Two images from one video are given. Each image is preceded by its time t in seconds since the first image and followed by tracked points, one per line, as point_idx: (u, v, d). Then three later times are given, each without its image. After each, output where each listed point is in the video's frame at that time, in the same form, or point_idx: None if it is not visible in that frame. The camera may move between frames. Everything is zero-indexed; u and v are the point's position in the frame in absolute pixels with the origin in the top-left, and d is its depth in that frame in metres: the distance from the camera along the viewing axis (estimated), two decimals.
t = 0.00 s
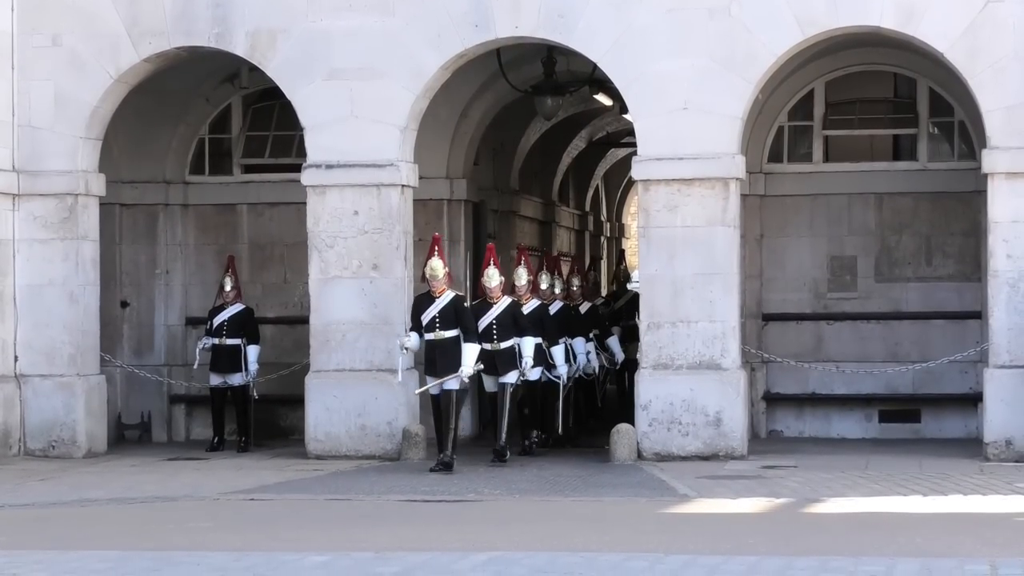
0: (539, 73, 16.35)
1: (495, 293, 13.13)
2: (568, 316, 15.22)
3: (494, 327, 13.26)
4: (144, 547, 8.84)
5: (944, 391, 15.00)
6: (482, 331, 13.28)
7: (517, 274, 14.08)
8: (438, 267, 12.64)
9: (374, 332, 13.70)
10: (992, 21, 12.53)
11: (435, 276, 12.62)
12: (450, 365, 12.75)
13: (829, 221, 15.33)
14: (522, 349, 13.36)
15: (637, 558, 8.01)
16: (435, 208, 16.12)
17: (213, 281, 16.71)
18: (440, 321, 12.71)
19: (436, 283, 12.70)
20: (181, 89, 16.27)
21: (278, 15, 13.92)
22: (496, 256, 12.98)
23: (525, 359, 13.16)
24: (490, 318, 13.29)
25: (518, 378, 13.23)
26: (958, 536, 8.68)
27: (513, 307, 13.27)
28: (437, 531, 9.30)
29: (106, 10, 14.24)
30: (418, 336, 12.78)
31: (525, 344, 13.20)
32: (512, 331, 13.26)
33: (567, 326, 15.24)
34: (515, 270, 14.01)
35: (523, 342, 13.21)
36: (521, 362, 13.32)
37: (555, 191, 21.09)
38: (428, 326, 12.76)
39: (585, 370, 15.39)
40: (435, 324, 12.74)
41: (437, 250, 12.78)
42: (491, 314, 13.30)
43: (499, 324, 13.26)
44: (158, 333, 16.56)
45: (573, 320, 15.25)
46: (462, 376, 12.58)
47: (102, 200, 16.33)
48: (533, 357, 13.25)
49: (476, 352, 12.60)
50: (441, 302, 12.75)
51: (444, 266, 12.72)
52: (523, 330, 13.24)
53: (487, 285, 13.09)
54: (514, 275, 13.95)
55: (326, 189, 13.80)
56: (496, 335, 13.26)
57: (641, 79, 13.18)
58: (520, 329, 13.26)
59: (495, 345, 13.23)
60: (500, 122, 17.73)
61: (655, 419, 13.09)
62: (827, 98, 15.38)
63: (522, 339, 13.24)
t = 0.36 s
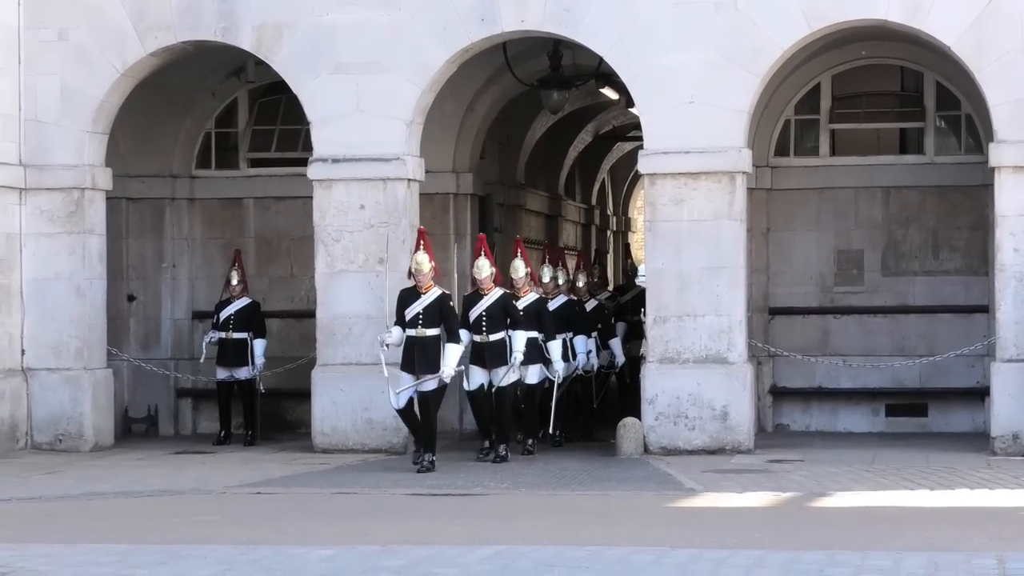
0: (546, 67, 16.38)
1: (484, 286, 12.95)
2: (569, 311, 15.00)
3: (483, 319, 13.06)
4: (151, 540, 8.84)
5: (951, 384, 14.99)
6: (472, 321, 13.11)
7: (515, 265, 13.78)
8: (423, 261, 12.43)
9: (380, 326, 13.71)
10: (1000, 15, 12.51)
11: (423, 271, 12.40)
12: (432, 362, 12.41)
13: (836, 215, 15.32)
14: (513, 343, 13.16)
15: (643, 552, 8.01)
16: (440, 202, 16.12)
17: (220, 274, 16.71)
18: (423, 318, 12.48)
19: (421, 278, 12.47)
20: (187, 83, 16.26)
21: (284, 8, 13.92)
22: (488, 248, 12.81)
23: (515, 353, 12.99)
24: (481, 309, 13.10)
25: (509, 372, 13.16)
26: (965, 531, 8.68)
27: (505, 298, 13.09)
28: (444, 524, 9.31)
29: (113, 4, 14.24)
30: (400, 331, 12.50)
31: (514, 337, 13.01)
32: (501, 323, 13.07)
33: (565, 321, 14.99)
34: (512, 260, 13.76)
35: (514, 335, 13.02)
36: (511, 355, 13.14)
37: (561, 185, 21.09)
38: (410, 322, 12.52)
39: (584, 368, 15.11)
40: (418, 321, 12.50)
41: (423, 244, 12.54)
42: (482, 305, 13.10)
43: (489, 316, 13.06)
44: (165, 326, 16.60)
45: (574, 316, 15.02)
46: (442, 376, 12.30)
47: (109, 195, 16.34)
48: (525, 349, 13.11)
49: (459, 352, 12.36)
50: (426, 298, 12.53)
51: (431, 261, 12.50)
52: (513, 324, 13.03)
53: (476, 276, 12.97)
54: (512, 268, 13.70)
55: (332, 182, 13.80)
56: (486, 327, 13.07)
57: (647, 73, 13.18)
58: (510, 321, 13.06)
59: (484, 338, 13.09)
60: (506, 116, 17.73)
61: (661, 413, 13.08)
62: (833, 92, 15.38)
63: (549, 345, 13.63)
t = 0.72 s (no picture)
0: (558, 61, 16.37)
1: (467, 284, 12.62)
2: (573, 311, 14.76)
3: (467, 319, 12.73)
4: (163, 533, 8.86)
5: (963, 379, 14.98)
6: (457, 321, 12.78)
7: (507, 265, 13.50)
8: (397, 258, 12.07)
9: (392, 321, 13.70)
10: (1012, 8, 12.48)
11: (395, 267, 12.01)
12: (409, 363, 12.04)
13: (848, 209, 15.30)
14: (496, 344, 12.71)
15: (655, 546, 8.02)
16: (451, 197, 16.12)
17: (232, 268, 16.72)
18: (400, 316, 12.05)
19: (394, 275, 12.06)
20: (199, 78, 16.27)
21: (296, 3, 13.92)
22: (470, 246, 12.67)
23: (498, 353, 12.63)
24: (465, 308, 12.76)
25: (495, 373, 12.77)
26: (977, 525, 8.67)
27: (487, 299, 12.75)
28: (456, 518, 9.32)
29: None
30: (378, 332, 12.14)
31: (499, 338, 12.63)
32: (485, 323, 12.72)
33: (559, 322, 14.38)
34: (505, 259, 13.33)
35: (498, 336, 12.63)
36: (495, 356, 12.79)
37: (572, 180, 21.07)
38: (387, 321, 12.11)
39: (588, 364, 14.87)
40: (393, 318, 12.08)
41: (398, 241, 12.21)
42: (467, 304, 12.77)
43: (474, 316, 12.73)
44: (178, 320, 16.61)
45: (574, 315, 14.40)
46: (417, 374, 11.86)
47: (121, 189, 16.36)
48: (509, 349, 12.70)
49: (434, 349, 11.88)
50: (400, 296, 12.09)
51: (405, 260, 12.12)
52: (497, 325, 12.67)
53: (460, 276, 12.65)
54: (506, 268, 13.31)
55: (344, 177, 13.80)
56: (470, 327, 12.73)
57: (659, 67, 13.17)
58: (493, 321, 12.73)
59: (468, 340, 12.73)
60: (518, 111, 17.74)
61: (673, 408, 13.08)
62: (846, 86, 15.36)
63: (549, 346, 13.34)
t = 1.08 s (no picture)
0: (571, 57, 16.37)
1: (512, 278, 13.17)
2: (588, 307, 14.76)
3: (456, 314, 12.50)
4: (176, 528, 8.87)
5: (977, 375, 14.96)
6: (445, 317, 12.56)
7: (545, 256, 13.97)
8: (383, 250, 11.73)
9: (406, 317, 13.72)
10: None
11: (382, 259, 11.69)
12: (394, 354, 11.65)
13: (861, 204, 15.28)
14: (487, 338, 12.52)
15: (668, 542, 8.01)
16: (465, 192, 16.13)
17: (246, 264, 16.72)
18: (385, 309, 11.75)
19: (381, 267, 11.75)
20: (212, 73, 16.28)
21: None
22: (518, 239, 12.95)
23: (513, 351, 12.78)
24: (453, 303, 12.56)
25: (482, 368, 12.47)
26: (990, 521, 8.66)
27: (532, 294, 13.24)
28: (468, 513, 9.32)
29: None
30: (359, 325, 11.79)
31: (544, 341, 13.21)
32: (475, 319, 12.50)
33: (559, 315, 13.98)
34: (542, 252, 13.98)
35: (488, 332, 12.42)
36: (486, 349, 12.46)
37: (586, 175, 21.07)
38: (371, 315, 11.79)
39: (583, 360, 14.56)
40: (378, 312, 11.77)
41: (383, 233, 11.87)
42: (454, 299, 12.56)
43: (462, 311, 12.50)
44: (191, 317, 16.66)
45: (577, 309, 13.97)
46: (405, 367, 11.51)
47: (135, 184, 16.39)
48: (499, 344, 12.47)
49: (424, 342, 11.56)
50: (386, 289, 11.80)
51: (391, 251, 11.80)
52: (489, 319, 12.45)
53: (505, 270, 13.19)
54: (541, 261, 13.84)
55: (357, 172, 13.80)
56: (458, 322, 12.49)
57: (672, 63, 13.17)
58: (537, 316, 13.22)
59: (513, 329, 13.32)
60: (532, 106, 17.73)
61: (686, 403, 13.07)
62: (859, 81, 15.34)
63: (544, 340, 13.22)
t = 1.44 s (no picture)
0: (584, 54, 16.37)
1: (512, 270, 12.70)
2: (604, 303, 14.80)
3: (442, 307, 12.13)
4: (189, 525, 8.88)
5: (990, 372, 14.93)
6: (430, 310, 12.17)
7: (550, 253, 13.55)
8: (370, 244, 11.55)
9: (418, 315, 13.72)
10: None
11: (370, 255, 11.52)
12: (376, 356, 11.50)
13: (874, 201, 15.27)
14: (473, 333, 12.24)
15: (680, 539, 8.01)
16: (477, 188, 16.12)
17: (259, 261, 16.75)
18: (370, 306, 11.57)
19: (369, 263, 11.60)
20: (225, 70, 16.29)
21: None
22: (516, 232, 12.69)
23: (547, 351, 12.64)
24: (440, 296, 12.17)
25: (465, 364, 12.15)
26: (1003, 518, 8.65)
27: (532, 288, 12.76)
28: (480, 511, 9.32)
29: None
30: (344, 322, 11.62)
31: (546, 336, 12.66)
32: (461, 313, 12.15)
33: (565, 309, 13.62)
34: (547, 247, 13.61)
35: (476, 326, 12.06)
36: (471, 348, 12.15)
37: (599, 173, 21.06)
38: (356, 311, 11.61)
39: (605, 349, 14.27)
40: (363, 308, 11.59)
41: (371, 227, 11.68)
42: (441, 292, 12.18)
43: (449, 304, 12.14)
44: (203, 313, 16.67)
45: (585, 301, 13.60)
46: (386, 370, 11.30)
47: (148, 181, 16.42)
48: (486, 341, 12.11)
49: (406, 345, 11.36)
50: (373, 286, 11.63)
51: (378, 246, 11.62)
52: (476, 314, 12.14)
53: (505, 261, 12.72)
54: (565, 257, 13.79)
55: (370, 169, 13.81)
56: (444, 316, 12.11)
57: (684, 59, 13.16)
58: (538, 312, 12.73)
59: (513, 323, 12.75)
60: (544, 103, 17.73)
61: (699, 400, 13.06)
62: (872, 78, 15.32)
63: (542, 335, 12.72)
